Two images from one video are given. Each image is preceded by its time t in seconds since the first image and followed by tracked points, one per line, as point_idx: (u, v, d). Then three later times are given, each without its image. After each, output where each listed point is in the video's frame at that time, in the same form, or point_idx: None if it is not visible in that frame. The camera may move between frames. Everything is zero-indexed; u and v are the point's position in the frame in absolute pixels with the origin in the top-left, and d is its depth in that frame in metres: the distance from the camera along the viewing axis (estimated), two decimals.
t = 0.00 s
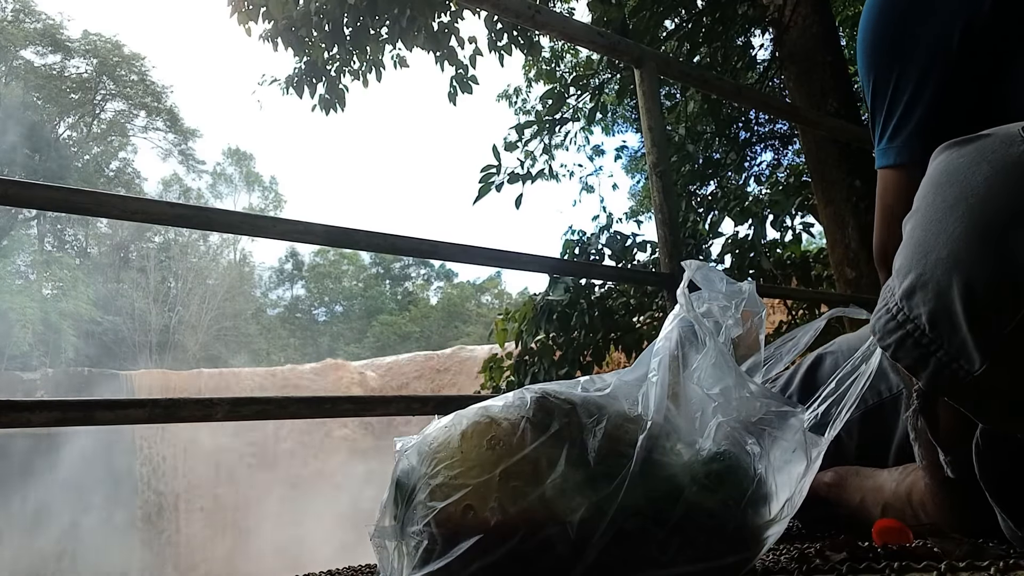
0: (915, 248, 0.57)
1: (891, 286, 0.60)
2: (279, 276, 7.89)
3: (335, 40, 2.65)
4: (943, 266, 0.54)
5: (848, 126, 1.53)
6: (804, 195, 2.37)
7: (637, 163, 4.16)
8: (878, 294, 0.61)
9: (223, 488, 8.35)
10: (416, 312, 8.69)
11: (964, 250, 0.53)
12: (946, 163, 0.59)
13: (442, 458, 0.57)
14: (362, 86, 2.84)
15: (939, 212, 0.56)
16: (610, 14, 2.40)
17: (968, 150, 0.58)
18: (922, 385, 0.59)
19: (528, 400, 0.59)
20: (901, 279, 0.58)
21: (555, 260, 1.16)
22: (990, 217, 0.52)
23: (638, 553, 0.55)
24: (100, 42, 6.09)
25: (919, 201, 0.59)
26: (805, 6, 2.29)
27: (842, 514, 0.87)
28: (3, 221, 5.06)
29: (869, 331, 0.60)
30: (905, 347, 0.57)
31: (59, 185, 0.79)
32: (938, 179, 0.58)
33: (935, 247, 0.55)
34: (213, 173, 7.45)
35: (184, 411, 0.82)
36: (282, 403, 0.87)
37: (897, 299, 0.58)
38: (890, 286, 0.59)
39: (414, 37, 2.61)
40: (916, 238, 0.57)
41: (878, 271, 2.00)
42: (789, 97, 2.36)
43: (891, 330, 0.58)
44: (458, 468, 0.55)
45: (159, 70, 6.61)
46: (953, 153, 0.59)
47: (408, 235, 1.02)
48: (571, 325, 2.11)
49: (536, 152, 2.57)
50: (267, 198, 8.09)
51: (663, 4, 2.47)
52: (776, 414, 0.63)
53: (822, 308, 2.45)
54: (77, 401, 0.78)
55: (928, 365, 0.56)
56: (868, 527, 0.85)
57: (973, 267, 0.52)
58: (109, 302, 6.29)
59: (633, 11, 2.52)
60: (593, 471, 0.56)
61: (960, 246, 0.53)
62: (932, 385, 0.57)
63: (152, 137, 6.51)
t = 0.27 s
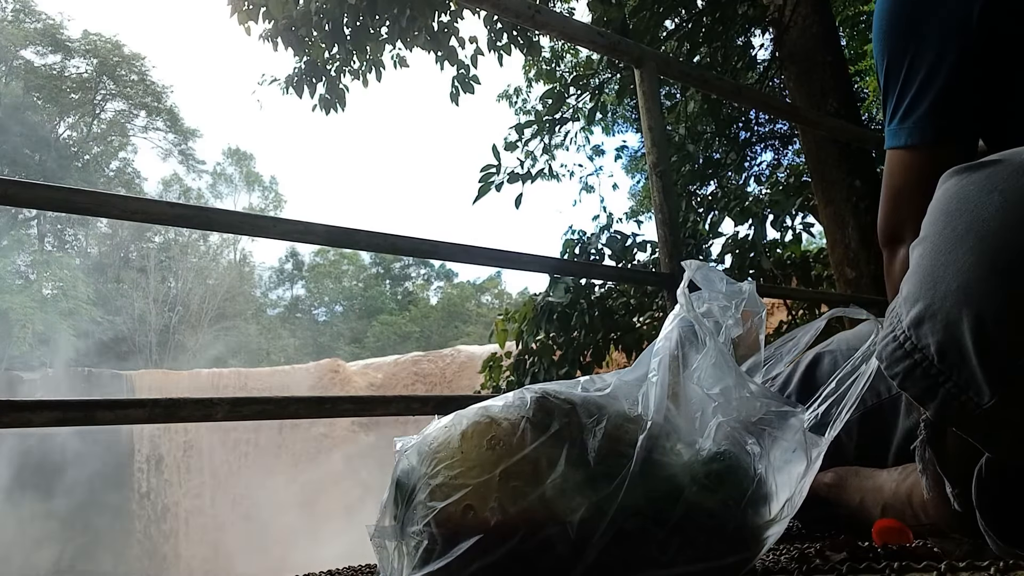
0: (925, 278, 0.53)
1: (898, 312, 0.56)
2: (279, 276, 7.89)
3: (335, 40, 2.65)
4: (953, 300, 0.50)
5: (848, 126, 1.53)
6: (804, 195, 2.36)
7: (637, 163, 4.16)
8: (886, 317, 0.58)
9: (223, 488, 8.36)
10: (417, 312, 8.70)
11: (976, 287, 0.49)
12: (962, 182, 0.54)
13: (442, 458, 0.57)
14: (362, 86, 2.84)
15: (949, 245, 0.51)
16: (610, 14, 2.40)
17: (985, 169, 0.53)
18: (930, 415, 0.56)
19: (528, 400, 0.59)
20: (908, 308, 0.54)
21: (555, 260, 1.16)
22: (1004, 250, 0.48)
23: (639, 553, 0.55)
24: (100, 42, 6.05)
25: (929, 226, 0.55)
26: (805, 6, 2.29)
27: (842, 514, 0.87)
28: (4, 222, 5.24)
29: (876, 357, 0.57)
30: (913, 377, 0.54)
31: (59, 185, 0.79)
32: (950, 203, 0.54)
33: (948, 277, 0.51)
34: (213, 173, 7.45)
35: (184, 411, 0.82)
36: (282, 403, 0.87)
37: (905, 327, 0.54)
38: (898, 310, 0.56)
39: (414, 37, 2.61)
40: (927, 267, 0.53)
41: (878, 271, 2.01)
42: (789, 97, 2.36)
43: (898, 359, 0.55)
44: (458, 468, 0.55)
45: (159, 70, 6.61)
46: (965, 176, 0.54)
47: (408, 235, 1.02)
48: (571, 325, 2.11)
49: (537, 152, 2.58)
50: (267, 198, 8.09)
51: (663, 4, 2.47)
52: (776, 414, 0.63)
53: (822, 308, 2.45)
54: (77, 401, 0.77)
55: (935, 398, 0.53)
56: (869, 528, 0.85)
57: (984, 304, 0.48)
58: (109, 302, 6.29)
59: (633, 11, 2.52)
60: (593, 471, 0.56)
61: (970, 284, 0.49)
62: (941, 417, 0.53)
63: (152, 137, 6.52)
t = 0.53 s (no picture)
0: (927, 278, 0.53)
1: (899, 313, 0.56)
2: (279, 276, 7.90)
3: (335, 40, 2.65)
4: (955, 300, 0.50)
5: (848, 126, 1.53)
6: (805, 195, 2.36)
7: (637, 163, 4.16)
8: (886, 318, 0.58)
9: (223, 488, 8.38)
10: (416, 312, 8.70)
11: (979, 285, 0.49)
12: (964, 185, 0.54)
13: (441, 458, 0.57)
14: (362, 86, 2.84)
15: (952, 244, 0.52)
16: (610, 14, 2.40)
17: (988, 171, 0.53)
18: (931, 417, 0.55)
19: (528, 400, 0.59)
20: (910, 308, 0.54)
21: (555, 260, 1.16)
22: (1008, 251, 0.48)
23: (638, 554, 0.55)
24: (100, 42, 6.06)
25: (931, 227, 0.55)
26: (805, 6, 2.29)
27: (842, 515, 0.87)
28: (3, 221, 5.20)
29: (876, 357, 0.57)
30: (915, 377, 0.54)
31: (59, 185, 0.79)
32: (954, 203, 0.54)
33: (951, 278, 0.51)
34: (213, 173, 7.46)
35: (183, 411, 0.82)
36: (281, 403, 0.87)
37: (906, 327, 0.54)
38: (900, 311, 0.56)
39: (415, 37, 2.61)
40: (929, 267, 0.53)
41: (878, 271, 2.01)
42: (789, 97, 2.36)
43: (899, 359, 0.54)
44: (458, 468, 0.55)
45: (159, 70, 6.61)
46: (968, 178, 0.55)
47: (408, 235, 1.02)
48: (571, 325, 2.11)
49: (536, 152, 2.57)
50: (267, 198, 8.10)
51: (663, 4, 2.47)
52: (777, 414, 0.62)
53: (822, 308, 2.45)
54: (77, 401, 0.77)
55: (936, 398, 0.53)
56: (869, 528, 0.85)
57: (987, 303, 0.49)
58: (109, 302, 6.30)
59: (633, 11, 2.52)
60: (592, 471, 0.56)
61: (973, 281, 0.49)
62: (942, 418, 0.53)
63: (152, 137, 6.51)
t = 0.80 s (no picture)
0: (929, 279, 0.52)
1: (900, 313, 0.55)
2: (279, 276, 7.91)
3: (335, 41, 2.65)
4: (956, 301, 0.50)
5: (848, 126, 1.53)
6: (805, 195, 2.36)
7: (637, 163, 4.16)
8: (887, 318, 0.57)
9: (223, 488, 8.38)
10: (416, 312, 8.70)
11: (979, 288, 0.48)
12: (966, 186, 0.54)
13: (442, 458, 0.57)
14: (362, 86, 2.84)
15: (953, 245, 0.51)
16: (610, 14, 2.40)
17: (989, 173, 0.53)
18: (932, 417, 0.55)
19: (528, 400, 0.59)
20: (911, 309, 0.53)
21: (555, 259, 1.16)
22: (1009, 252, 0.48)
23: (638, 554, 0.55)
24: (100, 42, 6.05)
25: (935, 226, 0.54)
26: (805, 6, 2.29)
27: (841, 515, 0.87)
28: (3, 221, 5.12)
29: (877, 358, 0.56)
30: (915, 378, 0.53)
31: (59, 185, 0.79)
32: (958, 203, 0.53)
33: (951, 278, 0.50)
34: (213, 174, 7.46)
35: (183, 411, 0.82)
36: (282, 403, 0.87)
37: (907, 328, 0.54)
38: (900, 311, 0.55)
39: (414, 37, 2.61)
40: (930, 267, 0.52)
41: (878, 271, 2.01)
42: (789, 97, 2.36)
43: (900, 360, 0.54)
44: (458, 468, 0.55)
45: (159, 70, 6.61)
46: (973, 176, 0.54)
47: (408, 235, 1.02)
48: (571, 325, 2.11)
49: (536, 152, 2.57)
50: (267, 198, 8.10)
51: (663, 4, 2.47)
52: (776, 414, 0.63)
53: (822, 308, 2.45)
54: (77, 402, 0.77)
55: (937, 399, 0.52)
56: (869, 527, 0.85)
57: (989, 305, 0.48)
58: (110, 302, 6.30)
59: (633, 11, 2.52)
60: (592, 471, 0.56)
61: (973, 283, 0.49)
62: (942, 418, 0.53)
63: (152, 137, 6.51)
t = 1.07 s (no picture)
0: (930, 283, 0.50)
1: (901, 316, 0.54)
2: (279, 276, 8.00)
3: (335, 41, 2.65)
4: (958, 307, 0.48)
5: (848, 126, 1.53)
6: (805, 195, 2.36)
7: (637, 163, 4.16)
8: (890, 321, 0.55)
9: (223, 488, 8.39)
10: (416, 312, 8.70)
11: (982, 294, 0.46)
12: (968, 190, 0.52)
13: (442, 458, 0.57)
14: (362, 86, 2.83)
15: (954, 250, 0.49)
16: (610, 15, 2.40)
17: (991, 176, 0.51)
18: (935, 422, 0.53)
19: (528, 400, 0.59)
20: (913, 313, 0.51)
21: (555, 259, 1.16)
22: (1012, 257, 0.46)
23: (639, 553, 0.55)
24: (100, 42, 6.07)
25: (938, 229, 0.52)
26: (805, 6, 2.29)
27: (841, 515, 0.87)
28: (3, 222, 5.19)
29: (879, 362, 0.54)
30: (918, 384, 0.51)
31: (59, 185, 0.79)
32: (961, 206, 0.51)
33: (952, 284, 0.48)
34: (213, 173, 7.47)
35: (183, 411, 0.82)
36: (281, 404, 0.87)
37: (909, 333, 0.52)
38: (902, 316, 0.53)
39: (414, 37, 2.61)
40: (932, 272, 0.50)
41: (878, 271, 2.01)
42: (789, 97, 2.36)
43: (901, 365, 0.52)
44: (458, 468, 0.55)
45: (159, 70, 6.61)
46: (980, 178, 0.52)
47: (408, 235, 1.02)
48: (571, 325, 2.11)
49: (536, 152, 2.57)
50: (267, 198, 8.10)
51: (663, 4, 2.47)
52: (776, 414, 0.62)
53: (822, 308, 2.45)
54: (77, 402, 0.77)
55: (939, 405, 0.50)
56: (869, 527, 0.85)
57: (990, 312, 0.46)
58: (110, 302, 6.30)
59: (633, 11, 2.52)
60: (592, 471, 0.56)
61: (975, 290, 0.47)
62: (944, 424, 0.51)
63: (152, 137, 6.51)
